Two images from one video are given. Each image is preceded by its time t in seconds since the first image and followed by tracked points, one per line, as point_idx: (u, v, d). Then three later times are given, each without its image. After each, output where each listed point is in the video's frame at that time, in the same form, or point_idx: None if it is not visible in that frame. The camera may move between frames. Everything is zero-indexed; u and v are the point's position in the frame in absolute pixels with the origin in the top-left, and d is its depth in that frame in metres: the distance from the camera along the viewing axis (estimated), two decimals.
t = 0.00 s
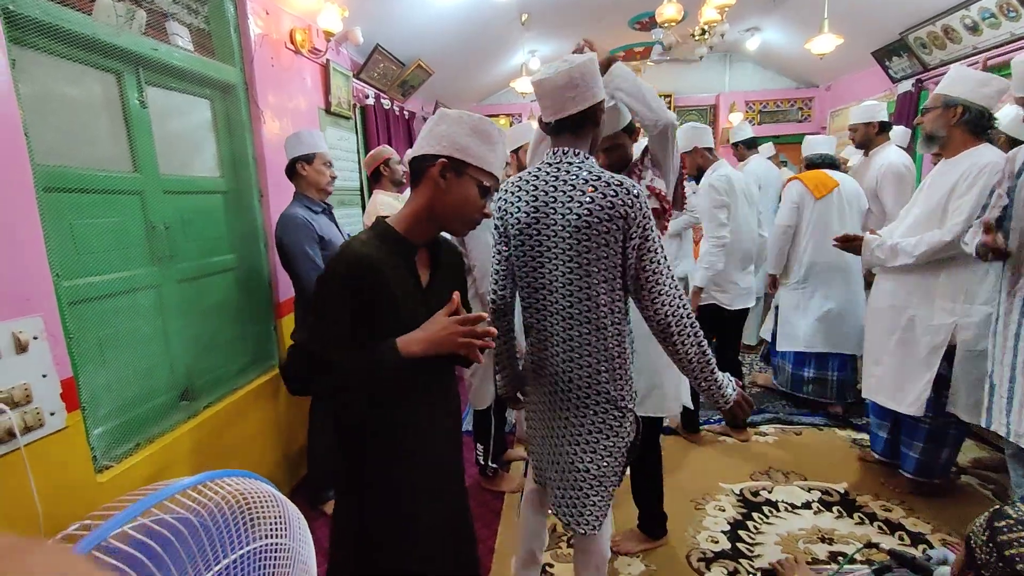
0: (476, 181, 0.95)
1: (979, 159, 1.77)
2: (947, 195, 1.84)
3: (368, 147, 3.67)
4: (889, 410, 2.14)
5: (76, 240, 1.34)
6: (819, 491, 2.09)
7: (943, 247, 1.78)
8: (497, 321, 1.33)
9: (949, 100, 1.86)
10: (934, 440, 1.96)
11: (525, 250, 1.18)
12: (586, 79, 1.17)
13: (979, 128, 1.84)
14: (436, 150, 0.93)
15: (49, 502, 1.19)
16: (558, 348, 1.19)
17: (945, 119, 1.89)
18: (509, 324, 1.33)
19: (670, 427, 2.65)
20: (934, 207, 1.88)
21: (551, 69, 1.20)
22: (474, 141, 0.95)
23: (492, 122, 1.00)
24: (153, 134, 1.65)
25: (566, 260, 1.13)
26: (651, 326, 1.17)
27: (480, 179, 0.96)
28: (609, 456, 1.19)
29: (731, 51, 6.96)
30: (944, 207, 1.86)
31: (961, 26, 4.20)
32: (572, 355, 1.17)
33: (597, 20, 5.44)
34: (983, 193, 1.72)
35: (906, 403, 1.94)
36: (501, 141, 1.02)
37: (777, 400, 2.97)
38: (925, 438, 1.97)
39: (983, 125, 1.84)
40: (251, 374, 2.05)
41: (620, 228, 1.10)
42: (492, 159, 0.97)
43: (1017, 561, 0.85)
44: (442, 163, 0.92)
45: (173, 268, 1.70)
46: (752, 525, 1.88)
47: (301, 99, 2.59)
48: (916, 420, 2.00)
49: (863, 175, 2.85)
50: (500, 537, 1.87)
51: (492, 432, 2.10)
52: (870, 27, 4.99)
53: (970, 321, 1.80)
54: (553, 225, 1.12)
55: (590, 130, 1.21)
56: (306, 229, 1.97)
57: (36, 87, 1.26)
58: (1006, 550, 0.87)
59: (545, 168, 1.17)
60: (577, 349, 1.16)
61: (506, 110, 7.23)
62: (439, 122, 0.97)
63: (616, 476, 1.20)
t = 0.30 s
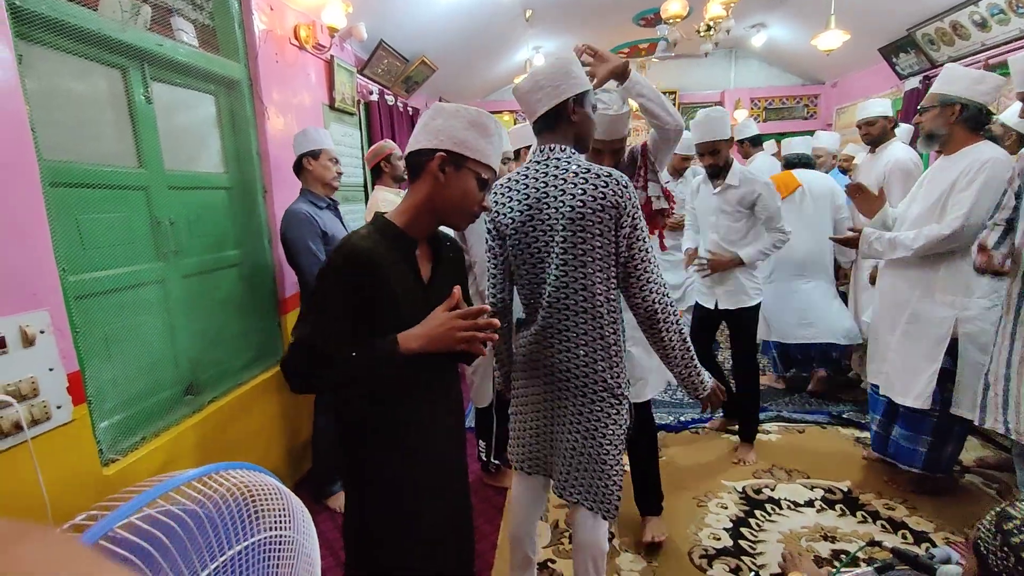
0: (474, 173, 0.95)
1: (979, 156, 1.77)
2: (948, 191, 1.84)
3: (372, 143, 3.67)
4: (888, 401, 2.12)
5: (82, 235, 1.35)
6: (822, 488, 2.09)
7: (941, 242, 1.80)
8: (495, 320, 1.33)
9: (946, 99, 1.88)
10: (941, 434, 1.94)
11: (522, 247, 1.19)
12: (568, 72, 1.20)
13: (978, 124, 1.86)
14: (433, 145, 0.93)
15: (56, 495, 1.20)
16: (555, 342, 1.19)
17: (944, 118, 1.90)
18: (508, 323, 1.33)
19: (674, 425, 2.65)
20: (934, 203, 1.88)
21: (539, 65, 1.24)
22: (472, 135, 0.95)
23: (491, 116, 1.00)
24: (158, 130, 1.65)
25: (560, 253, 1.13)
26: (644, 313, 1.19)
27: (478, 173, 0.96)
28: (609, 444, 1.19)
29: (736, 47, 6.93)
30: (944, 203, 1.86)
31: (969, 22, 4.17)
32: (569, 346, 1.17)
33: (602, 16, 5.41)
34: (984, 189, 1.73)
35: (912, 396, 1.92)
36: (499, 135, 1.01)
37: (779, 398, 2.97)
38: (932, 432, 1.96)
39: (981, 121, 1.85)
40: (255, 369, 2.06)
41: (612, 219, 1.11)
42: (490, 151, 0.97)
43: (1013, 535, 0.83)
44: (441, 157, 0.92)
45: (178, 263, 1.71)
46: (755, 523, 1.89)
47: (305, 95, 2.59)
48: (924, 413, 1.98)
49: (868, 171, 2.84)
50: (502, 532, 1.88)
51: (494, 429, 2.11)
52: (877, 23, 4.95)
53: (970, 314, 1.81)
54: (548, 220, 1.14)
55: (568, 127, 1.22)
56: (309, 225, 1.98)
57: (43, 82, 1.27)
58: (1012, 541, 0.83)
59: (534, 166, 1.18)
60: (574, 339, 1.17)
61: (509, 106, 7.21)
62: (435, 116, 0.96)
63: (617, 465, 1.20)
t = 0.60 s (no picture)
0: (466, 165, 0.95)
1: (975, 154, 1.79)
2: (943, 189, 1.86)
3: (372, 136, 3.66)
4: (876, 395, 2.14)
5: (82, 227, 1.35)
6: (820, 486, 2.09)
7: (939, 240, 1.81)
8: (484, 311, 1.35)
9: (936, 102, 1.91)
10: (936, 429, 1.96)
11: (506, 241, 1.20)
12: (572, 65, 1.20)
13: (972, 122, 1.88)
14: (422, 136, 0.92)
15: (55, 486, 1.20)
16: (533, 335, 1.20)
17: (937, 119, 1.93)
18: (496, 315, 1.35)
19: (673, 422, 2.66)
20: (931, 200, 1.89)
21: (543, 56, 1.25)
22: (460, 125, 0.94)
23: (481, 105, 0.99)
24: (158, 122, 1.65)
25: (539, 248, 1.13)
26: (624, 309, 1.17)
27: (467, 165, 0.95)
28: (588, 438, 1.18)
29: (739, 43, 6.90)
30: (940, 201, 1.87)
31: (974, 20, 4.15)
32: (549, 340, 1.17)
33: (604, 10, 5.38)
34: (982, 186, 1.75)
35: (905, 391, 1.94)
36: (487, 125, 1.00)
37: (778, 395, 2.98)
38: (928, 428, 1.97)
39: (975, 120, 1.88)
40: (254, 363, 2.06)
41: (590, 214, 1.10)
42: (479, 141, 0.96)
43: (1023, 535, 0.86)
44: (431, 148, 0.91)
45: (178, 256, 1.70)
46: (752, 520, 1.89)
47: (305, 87, 2.58)
48: (917, 410, 1.99)
49: (869, 169, 2.85)
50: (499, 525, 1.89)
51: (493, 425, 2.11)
52: (882, 19, 4.92)
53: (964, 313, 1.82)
54: (529, 214, 1.14)
55: (559, 124, 1.23)
56: (313, 219, 1.97)
57: (43, 72, 1.26)
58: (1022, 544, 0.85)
59: (522, 160, 1.19)
60: (554, 332, 1.17)
61: (510, 100, 7.19)
62: (422, 105, 0.95)
63: (596, 458, 1.19)
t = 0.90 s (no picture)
0: (453, 159, 0.93)
1: (966, 152, 1.79)
2: (935, 187, 1.86)
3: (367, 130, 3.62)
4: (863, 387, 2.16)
5: (70, 218, 1.33)
6: (812, 481, 2.10)
7: (928, 234, 1.81)
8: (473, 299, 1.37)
9: (922, 105, 1.92)
10: (913, 423, 1.99)
11: (488, 232, 1.20)
12: (568, 60, 1.20)
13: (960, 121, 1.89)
14: (408, 127, 0.90)
15: (44, 481, 1.19)
16: (510, 328, 1.20)
17: (927, 122, 1.93)
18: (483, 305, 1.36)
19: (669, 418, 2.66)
20: (921, 198, 1.90)
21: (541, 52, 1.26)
22: (447, 118, 0.93)
23: (473, 99, 0.98)
24: (149, 113, 1.62)
25: (518, 241, 1.13)
26: (600, 308, 1.13)
27: (455, 158, 0.94)
28: (562, 431, 1.21)
29: (736, 39, 6.89)
30: (931, 198, 1.87)
31: (970, 18, 4.16)
32: (526, 333, 1.18)
33: (601, 5, 5.35)
34: (973, 182, 1.75)
35: (900, 387, 1.94)
36: (477, 119, 0.99)
37: (774, 392, 2.98)
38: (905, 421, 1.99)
39: (960, 119, 1.88)
40: (247, 357, 2.04)
41: (568, 209, 1.08)
42: (468, 135, 0.96)
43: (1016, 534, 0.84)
44: (414, 141, 0.89)
45: (169, 250, 1.68)
46: (746, 515, 1.90)
47: (299, 80, 2.55)
48: (895, 403, 2.02)
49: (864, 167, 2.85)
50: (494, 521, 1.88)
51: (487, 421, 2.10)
52: (878, 17, 4.92)
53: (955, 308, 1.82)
54: (509, 206, 1.13)
55: (552, 119, 1.22)
56: (310, 213, 1.96)
57: (28, 60, 1.23)
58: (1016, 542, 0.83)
59: (509, 152, 1.18)
60: (531, 327, 1.17)
61: (507, 95, 7.15)
62: (408, 95, 0.94)
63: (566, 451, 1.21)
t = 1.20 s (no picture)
0: (437, 160, 0.92)
1: (954, 155, 1.82)
2: (925, 190, 1.88)
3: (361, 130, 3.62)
4: (858, 389, 2.18)
5: (59, 217, 1.32)
6: (802, 480, 2.12)
7: (917, 236, 1.83)
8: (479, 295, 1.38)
9: (910, 110, 1.94)
10: (906, 423, 2.00)
11: (494, 231, 1.21)
12: (574, 62, 1.21)
13: (947, 124, 1.92)
14: (391, 128, 0.91)
15: (35, 482, 1.18)
16: (514, 328, 1.21)
17: (915, 127, 1.96)
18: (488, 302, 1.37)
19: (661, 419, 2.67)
20: (911, 200, 1.92)
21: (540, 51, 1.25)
22: (435, 117, 0.93)
23: (461, 95, 0.98)
24: (140, 111, 1.61)
25: (525, 242, 1.14)
26: (604, 311, 1.14)
27: (443, 155, 0.93)
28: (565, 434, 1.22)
29: (729, 41, 6.93)
30: (921, 200, 1.89)
31: (958, 22, 4.20)
32: (534, 334, 1.19)
33: (594, 6, 5.36)
34: (962, 184, 1.77)
35: (894, 388, 1.96)
36: (467, 116, 0.99)
37: (765, 392, 3.00)
38: (899, 422, 2.00)
39: (949, 121, 1.92)
40: (240, 357, 2.03)
41: (576, 211, 1.09)
42: (458, 136, 0.95)
43: (1000, 528, 0.92)
44: (397, 143, 0.89)
45: (160, 249, 1.67)
46: (736, 514, 1.91)
47: (292, 79, 2.54)
48: (888, 403, 2.03)
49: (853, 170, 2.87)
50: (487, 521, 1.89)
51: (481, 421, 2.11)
52: (869, 20, 4.96)
53: (946, 308, 1.84)
54: (516, 206, 1.15)
55: (549, 121, 1.23)
56: (303, 212, 1.96)
57: (18, 58, 1.23)
58: (1000, 534, 0.92)
59: (518, 152, 1.19)
60: (538, 327, 1.18)
61: (501, 96, 7.17)
62: (393, 95, 0.94)
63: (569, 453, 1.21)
